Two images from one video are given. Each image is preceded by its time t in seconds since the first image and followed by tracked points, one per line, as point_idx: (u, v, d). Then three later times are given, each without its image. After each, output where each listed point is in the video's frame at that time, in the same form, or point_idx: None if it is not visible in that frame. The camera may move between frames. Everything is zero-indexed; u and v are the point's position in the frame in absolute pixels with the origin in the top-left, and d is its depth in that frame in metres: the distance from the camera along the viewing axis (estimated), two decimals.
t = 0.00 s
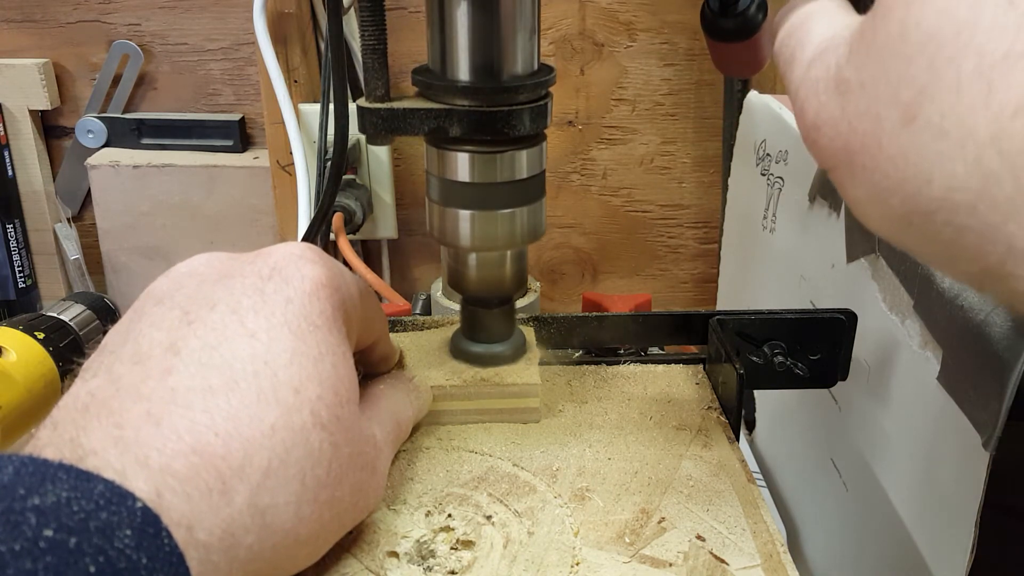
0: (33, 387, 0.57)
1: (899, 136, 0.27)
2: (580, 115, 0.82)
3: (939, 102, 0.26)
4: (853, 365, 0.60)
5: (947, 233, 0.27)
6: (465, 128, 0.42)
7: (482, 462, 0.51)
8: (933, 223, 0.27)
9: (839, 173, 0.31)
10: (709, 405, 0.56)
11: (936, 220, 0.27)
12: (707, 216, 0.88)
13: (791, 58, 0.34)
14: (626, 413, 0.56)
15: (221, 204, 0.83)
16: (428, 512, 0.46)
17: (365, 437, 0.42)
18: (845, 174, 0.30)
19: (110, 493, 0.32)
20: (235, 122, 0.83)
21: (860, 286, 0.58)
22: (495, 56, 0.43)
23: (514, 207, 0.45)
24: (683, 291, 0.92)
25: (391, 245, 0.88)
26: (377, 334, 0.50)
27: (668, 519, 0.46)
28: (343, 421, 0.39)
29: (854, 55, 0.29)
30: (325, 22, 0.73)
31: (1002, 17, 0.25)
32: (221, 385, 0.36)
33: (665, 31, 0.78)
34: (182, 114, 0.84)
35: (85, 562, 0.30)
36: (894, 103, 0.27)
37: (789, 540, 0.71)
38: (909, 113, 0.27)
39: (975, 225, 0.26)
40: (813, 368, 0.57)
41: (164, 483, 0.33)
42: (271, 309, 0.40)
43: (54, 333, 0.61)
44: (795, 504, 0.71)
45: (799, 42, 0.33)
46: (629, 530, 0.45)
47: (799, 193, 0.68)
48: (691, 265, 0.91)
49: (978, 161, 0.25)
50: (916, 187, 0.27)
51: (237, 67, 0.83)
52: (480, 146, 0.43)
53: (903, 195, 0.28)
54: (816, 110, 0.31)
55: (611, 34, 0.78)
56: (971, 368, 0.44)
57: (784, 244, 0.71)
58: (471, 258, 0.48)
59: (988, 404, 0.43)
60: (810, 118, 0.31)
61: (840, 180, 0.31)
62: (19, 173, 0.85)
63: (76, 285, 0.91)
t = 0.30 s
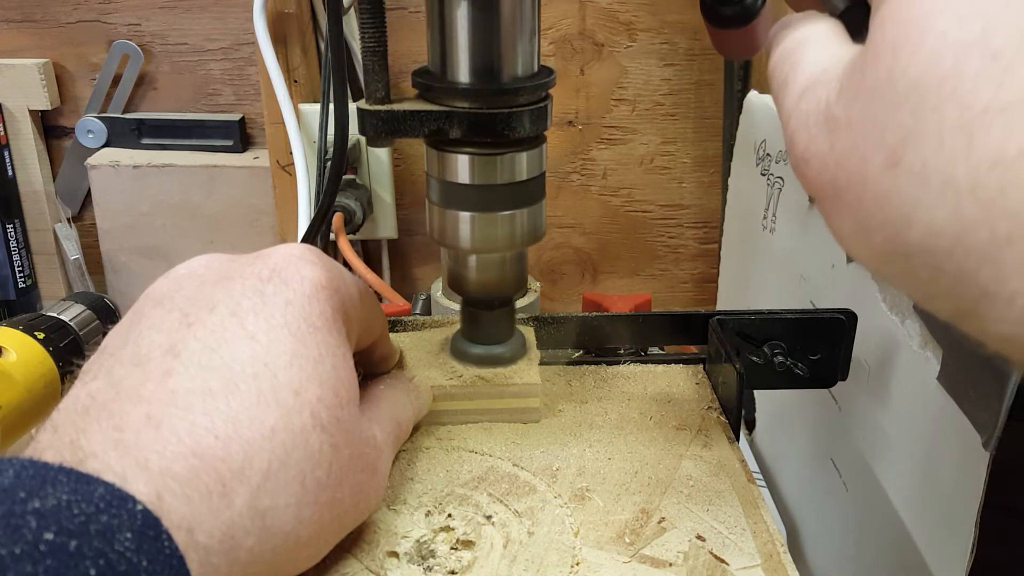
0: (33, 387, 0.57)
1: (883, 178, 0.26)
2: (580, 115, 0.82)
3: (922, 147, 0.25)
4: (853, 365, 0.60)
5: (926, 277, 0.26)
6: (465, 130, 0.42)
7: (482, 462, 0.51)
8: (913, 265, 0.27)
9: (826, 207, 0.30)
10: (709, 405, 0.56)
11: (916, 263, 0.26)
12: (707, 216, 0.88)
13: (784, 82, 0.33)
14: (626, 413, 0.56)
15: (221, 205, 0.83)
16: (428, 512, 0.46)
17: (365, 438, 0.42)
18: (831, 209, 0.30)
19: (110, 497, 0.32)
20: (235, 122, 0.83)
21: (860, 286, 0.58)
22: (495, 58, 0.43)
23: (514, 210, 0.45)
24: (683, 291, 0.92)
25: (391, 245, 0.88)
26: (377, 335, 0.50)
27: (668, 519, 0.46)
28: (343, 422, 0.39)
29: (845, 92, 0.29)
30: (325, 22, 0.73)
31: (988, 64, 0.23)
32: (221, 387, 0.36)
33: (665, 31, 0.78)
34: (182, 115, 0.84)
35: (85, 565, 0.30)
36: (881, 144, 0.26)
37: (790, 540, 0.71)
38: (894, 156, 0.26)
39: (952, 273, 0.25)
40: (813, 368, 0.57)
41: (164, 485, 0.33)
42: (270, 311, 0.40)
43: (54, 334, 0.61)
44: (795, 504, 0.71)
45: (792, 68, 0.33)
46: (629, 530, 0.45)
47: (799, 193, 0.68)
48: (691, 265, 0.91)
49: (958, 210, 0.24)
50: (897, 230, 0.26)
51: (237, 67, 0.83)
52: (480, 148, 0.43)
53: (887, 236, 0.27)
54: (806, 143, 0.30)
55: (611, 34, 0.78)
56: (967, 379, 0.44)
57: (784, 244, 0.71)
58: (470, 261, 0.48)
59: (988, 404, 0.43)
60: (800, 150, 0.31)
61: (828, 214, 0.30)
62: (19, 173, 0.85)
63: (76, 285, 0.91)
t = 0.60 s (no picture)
0: (33, 387, 0.57)
1: (866, 217, 0.29)
2: (580, 116, 0.82)
3: (904, 191, 0.27)
4: (853, 365, 0.60)
5: (903, 309, 0.29)
6: (465, 132, 0.42)
7: (482, 462, 0.51)
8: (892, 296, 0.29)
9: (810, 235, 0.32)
10: (709, 405, 0.56)
11: (895, 296, 0.29)
12: (707, 216, 0.88)
13: (776, 105, 0.35)
14: (626, 413, 0.56)
15: (221, 205, 0.83)
16: (428, 512, 0.46)
17: (365, 438, 0.42)
18: (814, 238, 0.32)
19: (110, 497, 0.32)
20: (235, 122, 0.83)
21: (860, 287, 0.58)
22: (495, 61, 0.43)
23: (514, 212, 0.45)
24: (684, 291, 0.92)
25: (391, 245, 0.88)
26: (377, 335, 0.50)
27: (668, 519, 0.46)
28: (343, 422, 0.39)
29: (831, 127, 0.31)
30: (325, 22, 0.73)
31: (967, 115, 0.26)
32: (221, 388, 0.36)
33: (665, 31, 0.78)
34: (182, 115, 0.84)
35: (84, 565, 0.30)
36: (864, 184, 0.29)
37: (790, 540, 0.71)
38: (877, 196, 0.28)
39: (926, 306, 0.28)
40: (813, 369, 0.57)
41: (164, 486, 0.33)
42: (271, 312, 0.40)
43: (54, 334, 0.61)
44: (795, 504, 0.71)
45: (785, 93, 0.35)
46: (629, 530, 0.45)
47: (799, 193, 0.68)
48: (691, 265, 0.91)
49: (934, 249, 0.27)
50: (879, 265, 0.29)
51: (237, 67, 0.83)
52: (480, 150, 0.43)
53: (869, 265, 0.30)
54: (792, 173, 0.32)
55: (611, 34, 0.78)
56: (961, 384, 0.44)
57: (784, 244, 0.71)
58: (470, 262, 0.48)
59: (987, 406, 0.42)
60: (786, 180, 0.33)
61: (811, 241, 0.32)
62: (19, 173, 0.85)
63: (76, 285, 0.91)
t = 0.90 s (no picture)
0: (33, 387, 0.57)
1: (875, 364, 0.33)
2: (580, 115, 0.82)
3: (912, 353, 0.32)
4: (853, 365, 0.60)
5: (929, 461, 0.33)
6: (463, 83, 0.41)
7: (482, 461, 0.51)
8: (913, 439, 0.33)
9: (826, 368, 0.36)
10: (709, 405, 0.56)
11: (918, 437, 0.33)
12: (707, 216, 0.88)
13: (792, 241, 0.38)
14: (626, 412, 0.56)
15: (221, 204, 0.83)
16: (428, 511, 0.46)
17: (365, 434, 0.42)
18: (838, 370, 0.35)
19: (111, 490, 0.32)
20: (235, 122, 0.83)
21: (861, 285, 0.58)
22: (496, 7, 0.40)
23: (515, 165, 0.43)
24: (684, 291, 0.92)
25: (391, 245, 0.88)
26: (378, 334, 0.50)
27: (668, 519, 0.46)
28: (343, 417, 0.39)
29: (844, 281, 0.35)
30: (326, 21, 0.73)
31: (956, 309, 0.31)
32: (221, 381, 0.36)
33: (665, 31, 0.78)
34: (182, 115, 0.84)
35: (85, 556, 0.30)
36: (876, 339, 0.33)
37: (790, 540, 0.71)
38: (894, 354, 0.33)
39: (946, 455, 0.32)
40: (813, 368, 0.57)
41: (164, 477, 0.33)
42: (272, 306, 0.40)
43: (54, 333, 0.61)
44: (795, 504, 0.71)
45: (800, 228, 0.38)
46: (629, 530, 0.45)
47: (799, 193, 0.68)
48: (691, 265, 0.91)
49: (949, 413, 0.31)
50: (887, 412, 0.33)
51: (237, 67, 0.83)
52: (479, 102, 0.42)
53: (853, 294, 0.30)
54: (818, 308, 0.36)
55: (611, 34, 0.78)
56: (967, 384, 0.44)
57: (784, 243, 0.71)
58: (467, 221, 0.46)
59: (988, 404, 0.43)
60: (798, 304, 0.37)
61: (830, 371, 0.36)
62: (19, 173, 0.85)
63: (76, 285, 0.91)
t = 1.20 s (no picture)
0: (33, 386, 0.57)
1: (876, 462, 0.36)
2: (580, 115, 0.82)
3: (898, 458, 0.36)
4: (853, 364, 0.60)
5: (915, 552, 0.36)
6: (464, 18, 0.40)
7: (482, 461, 0.51)
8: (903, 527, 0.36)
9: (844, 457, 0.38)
10: (709, 404, 0.56)
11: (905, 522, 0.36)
12: (707, 216, 0.88)
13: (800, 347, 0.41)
14: (626, 412, 0.56)
15: (221, 204, 0.83)
16: (428, 511, 0.46)
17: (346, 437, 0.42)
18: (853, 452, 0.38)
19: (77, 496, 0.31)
20: (235, 122, 0.83)
21: (860, 285, 0.58)
22: None
23: (515, 107, 0.41)
24: (684, 291, 0.92)
25: (391, 245, 0.88)
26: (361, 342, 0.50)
27: (668, 518, 0.46)
28: (319, 419, 0.39)
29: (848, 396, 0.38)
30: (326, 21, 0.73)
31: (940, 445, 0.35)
32: (192, 385, 0.36)
33: (664, 31, 0.78)
34: (182, 114, 0.84)
35: (40, 563, 0.29)
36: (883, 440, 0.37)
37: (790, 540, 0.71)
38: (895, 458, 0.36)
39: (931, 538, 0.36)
40: (813, 367, 0.56)
41: (129, 479, 0.32)
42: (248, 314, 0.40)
43: (55, 333, 0.61)
44: (795, 504, 0.71)
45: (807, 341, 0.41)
46: (630, 530, 0.45)
47: (799, 193, 0.68)
48: (691, 265, 0.91)
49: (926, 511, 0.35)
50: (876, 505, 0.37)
51: (237, 67, 0.83)
52: (479, 41, 0.41)
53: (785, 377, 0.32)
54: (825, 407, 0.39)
55: (611, 34, 0.78)
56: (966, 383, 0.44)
57: (784, 243, 0.71)
58: (466, 164, 0.44)
59: (988, 404, 0.43)
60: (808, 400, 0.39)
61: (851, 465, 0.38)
62: (19, 173, 0.85)
63: (76, 285, 0.91)
